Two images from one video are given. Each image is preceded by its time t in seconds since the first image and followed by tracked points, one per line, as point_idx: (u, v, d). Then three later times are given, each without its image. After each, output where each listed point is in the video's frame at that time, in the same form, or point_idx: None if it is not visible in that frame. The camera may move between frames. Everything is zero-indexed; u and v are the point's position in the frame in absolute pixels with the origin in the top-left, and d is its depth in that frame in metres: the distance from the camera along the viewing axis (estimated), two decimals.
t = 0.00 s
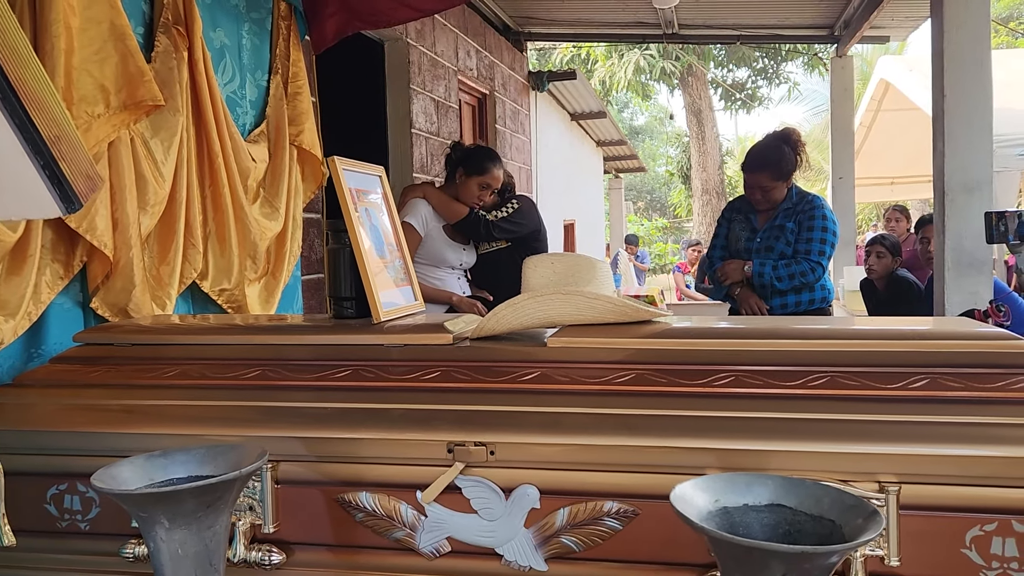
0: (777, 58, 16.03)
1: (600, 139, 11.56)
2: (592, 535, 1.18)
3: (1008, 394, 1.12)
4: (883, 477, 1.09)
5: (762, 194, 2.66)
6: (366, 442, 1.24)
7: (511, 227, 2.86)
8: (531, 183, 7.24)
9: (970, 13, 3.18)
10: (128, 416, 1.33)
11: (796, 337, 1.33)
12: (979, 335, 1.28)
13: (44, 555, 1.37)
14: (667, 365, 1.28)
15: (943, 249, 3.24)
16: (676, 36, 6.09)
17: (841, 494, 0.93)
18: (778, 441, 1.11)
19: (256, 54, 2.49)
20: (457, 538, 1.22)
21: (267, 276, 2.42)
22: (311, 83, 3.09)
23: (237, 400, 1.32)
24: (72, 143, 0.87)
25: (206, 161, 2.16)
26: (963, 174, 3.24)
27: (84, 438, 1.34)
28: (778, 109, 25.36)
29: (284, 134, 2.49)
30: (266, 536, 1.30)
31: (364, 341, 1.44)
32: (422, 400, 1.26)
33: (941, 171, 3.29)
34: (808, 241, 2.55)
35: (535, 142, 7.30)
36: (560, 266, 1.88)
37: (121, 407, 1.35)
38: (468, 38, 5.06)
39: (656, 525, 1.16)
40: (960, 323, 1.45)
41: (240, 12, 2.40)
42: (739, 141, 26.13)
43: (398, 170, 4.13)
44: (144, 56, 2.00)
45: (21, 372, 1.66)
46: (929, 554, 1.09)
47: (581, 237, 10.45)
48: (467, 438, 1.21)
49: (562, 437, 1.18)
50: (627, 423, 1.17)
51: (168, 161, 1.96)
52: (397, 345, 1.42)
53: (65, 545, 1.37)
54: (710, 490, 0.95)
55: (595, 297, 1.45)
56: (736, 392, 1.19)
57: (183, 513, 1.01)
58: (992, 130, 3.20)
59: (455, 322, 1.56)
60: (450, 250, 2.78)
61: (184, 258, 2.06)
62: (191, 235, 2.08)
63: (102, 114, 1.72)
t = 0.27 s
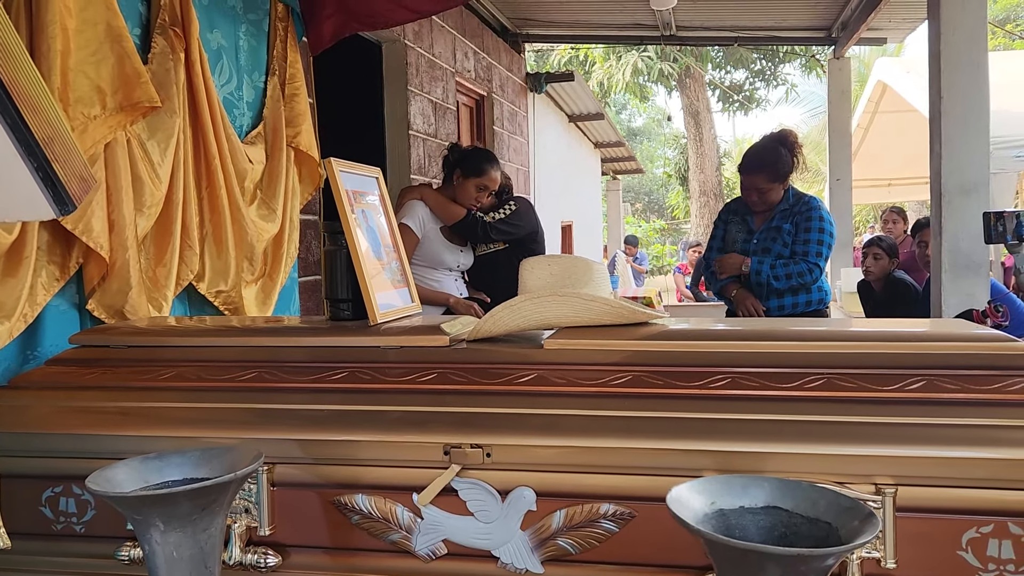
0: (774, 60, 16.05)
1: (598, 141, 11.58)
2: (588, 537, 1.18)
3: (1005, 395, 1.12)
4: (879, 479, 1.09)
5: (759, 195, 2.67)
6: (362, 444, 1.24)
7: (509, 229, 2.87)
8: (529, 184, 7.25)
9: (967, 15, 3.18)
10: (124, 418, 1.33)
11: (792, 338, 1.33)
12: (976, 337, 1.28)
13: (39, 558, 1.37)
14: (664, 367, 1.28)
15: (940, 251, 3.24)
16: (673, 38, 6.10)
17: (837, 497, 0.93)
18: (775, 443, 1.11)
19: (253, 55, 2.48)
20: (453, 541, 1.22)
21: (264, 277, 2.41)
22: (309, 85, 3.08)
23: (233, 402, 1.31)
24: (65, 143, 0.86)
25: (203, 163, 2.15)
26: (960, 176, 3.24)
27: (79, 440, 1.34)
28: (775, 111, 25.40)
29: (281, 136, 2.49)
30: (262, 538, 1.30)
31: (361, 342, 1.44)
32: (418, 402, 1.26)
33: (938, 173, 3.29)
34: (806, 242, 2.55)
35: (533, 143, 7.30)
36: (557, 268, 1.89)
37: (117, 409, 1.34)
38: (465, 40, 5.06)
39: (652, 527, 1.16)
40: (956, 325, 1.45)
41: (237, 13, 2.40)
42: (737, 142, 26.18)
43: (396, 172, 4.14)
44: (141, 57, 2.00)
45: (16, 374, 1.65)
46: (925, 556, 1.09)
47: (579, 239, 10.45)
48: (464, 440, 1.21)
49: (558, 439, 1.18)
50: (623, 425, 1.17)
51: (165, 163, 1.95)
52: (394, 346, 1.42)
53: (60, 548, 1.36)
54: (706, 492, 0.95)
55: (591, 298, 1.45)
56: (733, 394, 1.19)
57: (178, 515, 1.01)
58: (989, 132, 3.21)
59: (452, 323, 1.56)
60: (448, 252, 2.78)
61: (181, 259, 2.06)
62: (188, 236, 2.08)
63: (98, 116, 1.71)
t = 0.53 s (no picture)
0: (772, 61, 16.08)
1: (596, 142, 11.59)
2: (585, 540, 1.18)
3: (1001, 399, 1.12)
4: (876, 482, 1.09)
5: (757, 197, 2.68)
6: (359, 447, 1.24)
7: (506, 230, 2.88)
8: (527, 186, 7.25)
9: (965, 19, 3.19)
10: (121, 421, 1.33)
11: (789, 341, 1.33)
12: (973, 340, 1.28)
13: (35, 560, 1.37)
14: (661, 371, 1.28)
15: (937, 253, 3.25)
16: (671, 39, 6.11)
17: (833, 501, 0.93)
18: (771, 446, 1.12)
19: (251, 57, 2.49)
20: (450, 544, 1.22)
21: (262, 279, 2.41)
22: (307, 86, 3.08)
23: (230, 405, 1.31)
24: (60, 150, 0.87)
25: (200, 165, 2.15)
26: (957, 179, 3.25)
27: (76, 443, 1.34)
28: (773, 113, 25.44)
29: (279, 138, 2.49)
30: (259, 541, 1.29)
31: (358, 345, 1.44)
32: (415, 405, 1.26)
33: (935, 175, 3.29)
34: (803, 245, 2.56)
35: (531, 145, 7.31)
36: (554, 271, 1.89)
37: (114, 411, 1.34)
38: (463, 41, 5.06)
39: (649, 530, 1.16)
40: (953, 328, 1.45)
41: (234, 15, 2.40)
42: (735, 144, 26.20)
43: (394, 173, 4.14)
44: (139, 59, 2.00)
45: (13, 377, 1.65)
46: (921, 559, 1.09)
47: (577, 240, 10.46)
48: (461, 443, 1.21)
49: (555, 442, 1.18)
50: (620, 428, 1.17)
51: (162, 165, 1.95)
52: (391, 349, 1.42)
53: (57, 550, 1.36)
54: (702, 496, 0.95)
55: (588, 301, 1.45)
56: (730, 397, 1.19)
57: (175, 519, 1.01)
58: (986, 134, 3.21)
59: (449, 326, 1.56)
60: (446, 253, 2.78)
61: (178, 262, 2.06)
62: (185, 239, 2.08)
63: (95, 118, 1.71)
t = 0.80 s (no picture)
0: (770, 64, 16.11)
1: (594, 144, 11.59)
2: (583, 541, 1.18)
3: (997, 401, 1.13)
4: (873, 483, 1.10)
5: (756, 199, 2.68)
6: (357, 448, 1.24)
7: (505, 232, 2.88)
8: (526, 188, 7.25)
9: (962, 22, 3.20)
10: (119, 422, 1.33)
11: (787, 343, 1.34)
12: (969, 342, 1.28)
13: (33, 561, 1.37)
14: (658, 372, 1.28)
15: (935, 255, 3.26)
16: (669, 42, 6.12)
17: (830, 501, 0.94)
18: (768, 447, 1.12)
19: (250, 59, 2.49)
20: (448, 545, 1.23)
21: (260, 281, 2.41)
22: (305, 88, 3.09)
23: (228, 406, 1.31)
24: (60, 150, 0.87)
25: (199, 166, 2.15)
26: (954, 182, 3.25)
27: (74, 444, 1.34)
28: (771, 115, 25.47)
29: (277, 139, 2.49)
30: (257, 542, 1.29)
31: (356, 346, 1.44)
32: (413, 406, 1.26)
33: (933, 177, 3.30)
34: (804, 248, 2.57)
35: (529, 147, 7.31)
36: (552, 272, 1.90)
37: (112, 412, 1.34)
38: (462, 44, 5.07)
39: (646, 531, 1.16)
40: (951, 330, 1.45)
41: (233, 17, 2.40)
42: (733, 146, 26.23)
43: (392, 175, 4.14)
44: (137, 61, 2.00)
45: (10, 378, 1.66)
46: (918, 560, 1.10)
47: (575, 242, 10.46)
48: (459, 444, 1.21)
49: (553, 443, 1.18)
50: (618, 429, 1.17)
51: (161, 166, 1.95)
52: (389, 351, 1.43)
53: (54, 551, 1.36)
54: (699, 497, 0.96)
55: (586, 302, 1.46)
56: (727, 398, 1.19)
57: (173, 519, 1.01)
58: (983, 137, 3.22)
59: (448, 327, 1.57)
60: (444, 255, 2.78)
61: (176, 263, 2.06)
62: (183, 240, 2.08)
63: (94, 119, 1.71)
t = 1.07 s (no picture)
0: (769, 66, 16.13)
1: (593, 146, 11.60)
2: (582, 543, 1.18)
3: (995, 403, 1.13)
4: (871, 485, 1.10)
5: (755, 202, 2.68)
6: (356, 450, 1.24)
7: (505, 234, 2.86)
8: (524, 190, 7.25)
9: (961, 25, 3.20)
10: (118, 423, 1.33)
11: (785, 345, 1.34)
12: (968, 345, 1.29)
13: (32, 563, 1.37)
14: (657, 374, 1.29)
15: (933, 258, 3.26)
16: (668, 44, 6.13)
17: (828, 503, 0.94)
18: (766, 449, 1.12)
19: (249, 61, 2.49)
20: (446, 546, 1.23)
21: (259, 282, 2.42)
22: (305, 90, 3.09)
23: (227, 408, 1.31)
24: (61, 151, 0.87)
25: (198, 168, 2.16)
26: (952, 184, 3.26)
27: (72, 445, 1.33)
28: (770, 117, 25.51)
29: (277, 141, 2.49)
30: (255, 544, 1.29)
31: (355, 348, 1.44)
32: (412, 408, 1.26)
33: (931, 180, 3.30)
34: (805, 251, 2.57)
35: (528, 149, 7.32)
36: (551, 275, 1.90)
37: (111, 414, 1.34)
38: (461, 46, 5.07)
39: (645, 533, 1.16)
40: (949, 332, 1.46)
41: (232, 19, 2.40)
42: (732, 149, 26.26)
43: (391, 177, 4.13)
44: (137, 62, 2.01)
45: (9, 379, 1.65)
46: (916, 562, 1.10)
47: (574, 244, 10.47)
48: (457, 446, 1.21)
49: (552, 445, 1.18)
50: (616, 431, 1.18)
51: (160, 168, 1.95)
52: (388, 352, 1.43)
53: (52, 553, 1.36)
54: (697, 499, 0.96)
55: (585, 304, 1.46)
56: (725, 401, 1.20)
57: (171, 521, 1.01)
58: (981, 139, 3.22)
59: (446, 329, 1.57)
60: (443, 257, 2.78)
61: (175, 265, 2.06)
62: (182, 242, 2.08)
63: (93, 121, 1.71)
